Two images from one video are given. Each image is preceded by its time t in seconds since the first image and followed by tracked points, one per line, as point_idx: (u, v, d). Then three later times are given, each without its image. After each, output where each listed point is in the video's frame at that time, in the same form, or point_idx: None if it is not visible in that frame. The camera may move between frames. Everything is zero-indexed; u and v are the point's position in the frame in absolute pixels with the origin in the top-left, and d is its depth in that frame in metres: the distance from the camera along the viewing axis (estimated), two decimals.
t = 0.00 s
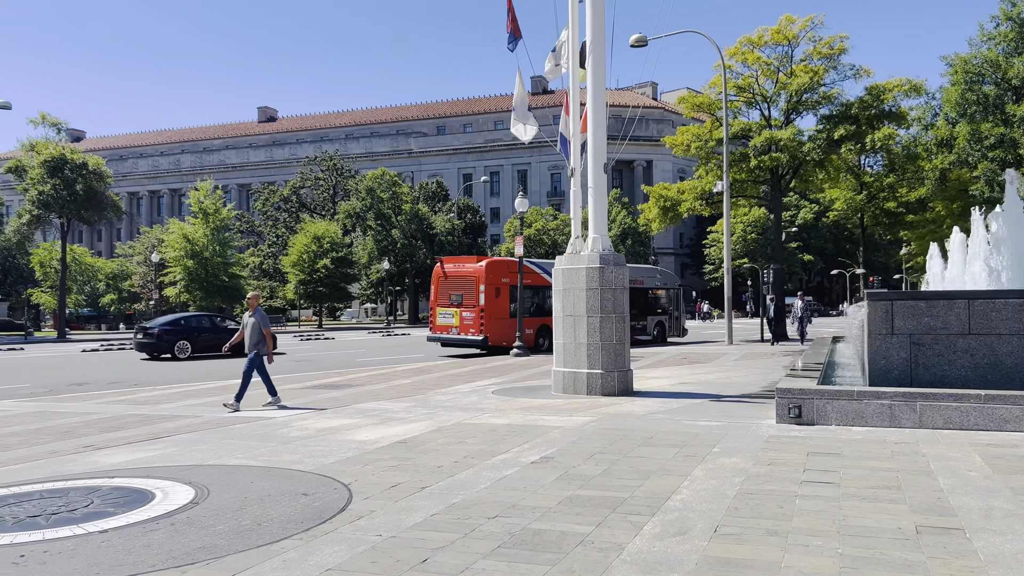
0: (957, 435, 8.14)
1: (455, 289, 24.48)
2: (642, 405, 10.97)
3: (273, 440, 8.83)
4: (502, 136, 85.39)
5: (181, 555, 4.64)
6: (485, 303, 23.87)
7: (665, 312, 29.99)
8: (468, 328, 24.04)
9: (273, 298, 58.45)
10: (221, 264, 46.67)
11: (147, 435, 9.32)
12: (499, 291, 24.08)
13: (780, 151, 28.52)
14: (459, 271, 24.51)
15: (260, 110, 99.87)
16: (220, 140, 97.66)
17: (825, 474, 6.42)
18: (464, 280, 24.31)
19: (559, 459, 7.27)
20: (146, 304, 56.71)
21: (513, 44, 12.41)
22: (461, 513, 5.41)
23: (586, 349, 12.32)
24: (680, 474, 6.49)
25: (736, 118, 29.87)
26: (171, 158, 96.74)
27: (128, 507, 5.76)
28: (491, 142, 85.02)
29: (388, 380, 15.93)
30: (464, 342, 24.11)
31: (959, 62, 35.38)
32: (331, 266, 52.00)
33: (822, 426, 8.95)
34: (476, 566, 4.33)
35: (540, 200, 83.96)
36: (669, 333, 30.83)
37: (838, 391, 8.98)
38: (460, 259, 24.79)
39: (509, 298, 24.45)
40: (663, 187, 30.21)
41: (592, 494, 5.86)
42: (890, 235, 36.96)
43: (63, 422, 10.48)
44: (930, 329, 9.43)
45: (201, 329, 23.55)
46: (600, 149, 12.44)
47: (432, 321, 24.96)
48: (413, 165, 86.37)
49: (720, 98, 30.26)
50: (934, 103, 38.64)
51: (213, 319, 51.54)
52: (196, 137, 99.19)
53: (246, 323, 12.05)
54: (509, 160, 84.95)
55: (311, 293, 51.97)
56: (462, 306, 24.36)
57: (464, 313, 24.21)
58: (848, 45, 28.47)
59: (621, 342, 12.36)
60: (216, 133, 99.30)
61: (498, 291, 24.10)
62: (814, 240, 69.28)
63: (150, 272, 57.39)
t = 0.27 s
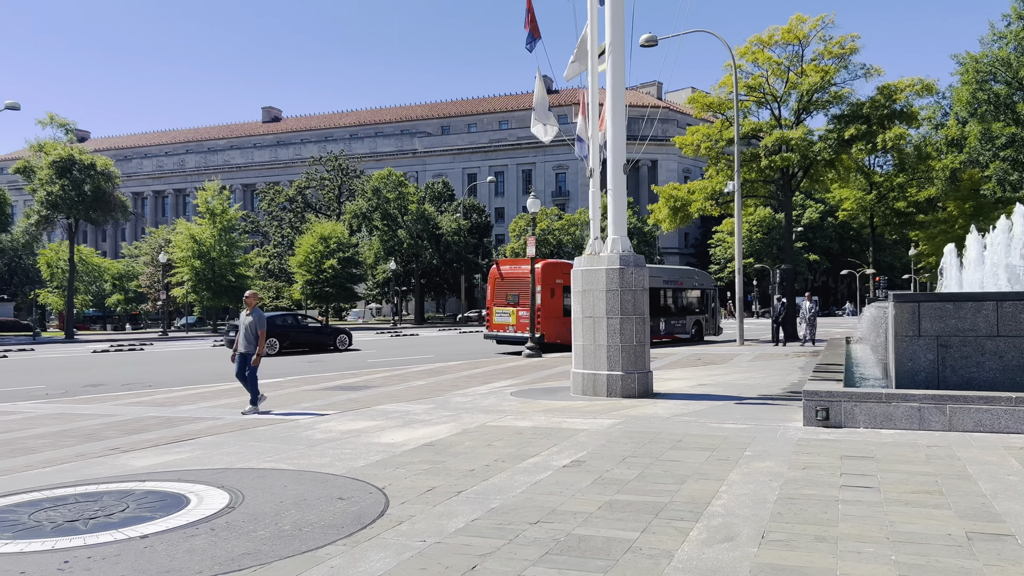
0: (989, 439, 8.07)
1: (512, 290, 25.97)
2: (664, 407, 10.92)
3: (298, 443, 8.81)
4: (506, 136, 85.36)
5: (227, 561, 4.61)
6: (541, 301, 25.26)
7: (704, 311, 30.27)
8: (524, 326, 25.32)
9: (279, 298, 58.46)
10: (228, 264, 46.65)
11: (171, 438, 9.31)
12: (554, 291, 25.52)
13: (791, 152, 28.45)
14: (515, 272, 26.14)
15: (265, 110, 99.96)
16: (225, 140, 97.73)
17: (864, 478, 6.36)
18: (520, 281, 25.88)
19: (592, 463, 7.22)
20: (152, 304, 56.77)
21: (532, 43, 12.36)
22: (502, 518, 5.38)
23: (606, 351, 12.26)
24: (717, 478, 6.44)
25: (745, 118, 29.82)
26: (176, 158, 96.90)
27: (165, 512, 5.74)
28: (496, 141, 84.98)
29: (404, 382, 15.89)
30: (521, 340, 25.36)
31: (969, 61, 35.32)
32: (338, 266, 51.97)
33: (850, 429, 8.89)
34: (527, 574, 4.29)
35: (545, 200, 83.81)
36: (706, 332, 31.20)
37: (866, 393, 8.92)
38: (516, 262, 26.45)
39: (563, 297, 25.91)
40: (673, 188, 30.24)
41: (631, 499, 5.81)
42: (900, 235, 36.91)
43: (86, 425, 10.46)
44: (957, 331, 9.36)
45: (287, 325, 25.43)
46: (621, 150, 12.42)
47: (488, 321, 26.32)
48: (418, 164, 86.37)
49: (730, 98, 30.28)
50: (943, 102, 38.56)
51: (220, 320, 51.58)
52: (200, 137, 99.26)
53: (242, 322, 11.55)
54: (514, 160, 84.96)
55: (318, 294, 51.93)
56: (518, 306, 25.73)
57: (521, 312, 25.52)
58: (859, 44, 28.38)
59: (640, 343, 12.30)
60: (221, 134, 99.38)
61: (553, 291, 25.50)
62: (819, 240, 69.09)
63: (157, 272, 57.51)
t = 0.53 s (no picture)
0: (1017, 438, 8.05)
1: (560, 292, 26.07)
2: (685, 407, 10.90)
3: (324, 441, 8.82)
4: (511, 137, 85.39)
5: (272, 559, 4.61)
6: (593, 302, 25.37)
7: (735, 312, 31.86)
8: (574, 326, 25.56)
9: (285, 299, 58.53)
10: (236, 265, 46.70)
11: (196, 436, 9.34)
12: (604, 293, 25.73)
13: (800, 151, 28.47)
14: (562, 275, 26.18)
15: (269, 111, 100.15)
16: (229, 142, 97.97)
17: (897, 477, 6.35)
18: (569, 284, 25.97)
19: (622, 460, 7.22)
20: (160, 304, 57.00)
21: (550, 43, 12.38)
22: (542, 516, 5.37)
23: (624, 351, 12.24)
24: (750, 477, 6.44)
25: (755, 118, 29.81)
26: (181, 159, 97.17)
27: (202, 510, 5.74)
28: (500, 142, 85.02)
29: (419, 381, 15.91)
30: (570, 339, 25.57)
31: (977, 61, 35.26)
32: (345, 267, 52.03)
33: (875, 427, 8.89)
34: (577, 571, 4.27)
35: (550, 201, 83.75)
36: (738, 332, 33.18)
37: (891, 392, 8.89)
38: (562, 264, 26.47)
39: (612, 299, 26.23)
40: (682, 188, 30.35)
41: (669, 497, 5.80)
42: (909, 235, 36.85)
43: (109, 424, 10.48)
44: (981, 330, 9.33)
45: (360, 322, 27.29)
46: (639, 150, 12.41)
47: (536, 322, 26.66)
48: (422, 165, 86.48)
49: (739, 98, 30.30)
50: (952, 102, 38.47)
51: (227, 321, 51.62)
52: (205, 138, 99.46)
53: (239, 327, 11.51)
54: (518, 161, 85.01)
55: (325, 294, 51.95)
56: (567, 306, 26.08)
57: (570, 312, 25.65)
58: (869, 44, 28.33)
59: (660, 344, 12.29)
60: (225, 134, 99.58)
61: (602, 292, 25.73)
62: (824, 241, 69.01)
63: (164, 273, 57.60)
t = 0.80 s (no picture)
0: None
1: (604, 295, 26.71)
2: (704, 410, 10.88)
3: (347, 445, 8.82)
4: (515, 139, 85.40)
5: (312, 564, 4.61)
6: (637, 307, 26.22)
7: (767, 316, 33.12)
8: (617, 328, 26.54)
9: (291, 301, 58.50)
10: (243, 267, 46.75)
11: (217, 440, 9.33)
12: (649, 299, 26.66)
13: (810, 153, 28.44)
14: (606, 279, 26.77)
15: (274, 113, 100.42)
16: (234, 144, 98.21)
17: (931, 482, 6.31)
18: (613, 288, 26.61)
19: (649, 465, 7.21)
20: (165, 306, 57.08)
21: (565, 47, 12.34)
22: (577, 521, 5.35)
23: (642, 354, 12.22)
24: (781, 482, 6.42)
25: (764, 120, 29.79)
26: (186, 161, 97.40)
27: (235, 515, 5.74)
28: (505, 144, 85.01)
29: (433, 383, 15.91)
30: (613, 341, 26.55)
31: (987, 62, 35.21)
32: (351, 269, 52.06)
33: (900, 431, 8.85)
34: None
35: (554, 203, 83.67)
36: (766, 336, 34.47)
37: (915, 396, 8.86)
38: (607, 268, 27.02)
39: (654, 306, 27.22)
40: (691, 189, 30.37)
41: (702, 502, 5.79)
42: (917, 236, 36.71)
43: (129, 428, 10.49)
44: (1005, 333, 9.29)
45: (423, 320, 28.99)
46: (656, 152, 12.40)
47: (581, 322, 27.71)
48: (427, 167, 86.51)
49: (748, 100, 30.29)
50: (961, 103, 38.38)
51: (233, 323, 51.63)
52: (210, 140, 99.71)
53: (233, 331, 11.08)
54: (523, 163, 85.06)
55: (331, 296, 51.94)
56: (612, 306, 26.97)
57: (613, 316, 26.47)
58: (878, 46, 28.31)
59: (677, 347, 12.25)
60: (230, 137, 99.78)
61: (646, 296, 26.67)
62: (829, 243, 68.84)
63: (171, 275, 57.73)
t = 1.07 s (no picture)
0: None
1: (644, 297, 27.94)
2: (723, 411, 10.84)
3: (367, 445, 8.79)
4: (521, 140, 85.39)
5: (349, 565, 4.58)
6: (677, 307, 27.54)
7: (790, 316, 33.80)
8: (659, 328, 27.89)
9: (297, 302, 58.52)
10: (250, 268, 46.81)
11: (236, 440, 9.32)
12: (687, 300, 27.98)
13: (820, 155, 28.38)
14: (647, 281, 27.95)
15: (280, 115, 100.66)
16: (240, 146, 98.42)
17: (964, 484, 6.26)
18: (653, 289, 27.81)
19: (675, 466, 7.18)
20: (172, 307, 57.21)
21: (582, 46, 12.32)
22: (611, 522, 5.33)
23: (659, 355, 12.18)
24: (811, 483, 6.38)
25: (773, 121, 29.76)
26: (191, 163, 97.63)
27: (265, 515, 5.72)
28: (510, 145, 85.00)
29: (446, 384, 15.89)
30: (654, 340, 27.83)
31: (997, 63, 35.12)
32: (358, 270, 52.11)
33: (923, 432, 8.79)
34: None
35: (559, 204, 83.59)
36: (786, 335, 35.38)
37: (939, 397, 8.81)
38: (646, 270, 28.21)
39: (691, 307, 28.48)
40: (700, 190, 30.37)
41: (735, 503, 5.75)
42: (926, 237, 36.56)
43: (148, 429, 10.49)
44: None
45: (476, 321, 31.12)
46: (672, 151, 12.40)
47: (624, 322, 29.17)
48: (432, 169, 86.53)
49: (757, 100, 30.25)
50: (970, 104, 38.25)
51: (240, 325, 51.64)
52: (215, 142, 99.96)
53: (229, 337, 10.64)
54: (528, 164, 85.05)
55: (338, 298, 51.95)
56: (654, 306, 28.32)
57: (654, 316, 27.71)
58: (888, 47, 28.27)
59: (694, 348, 12.22)
60: (236, 139, 100.00)
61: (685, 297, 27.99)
62: (836, 244, 68.66)
63: (177, 276, 57.80)
